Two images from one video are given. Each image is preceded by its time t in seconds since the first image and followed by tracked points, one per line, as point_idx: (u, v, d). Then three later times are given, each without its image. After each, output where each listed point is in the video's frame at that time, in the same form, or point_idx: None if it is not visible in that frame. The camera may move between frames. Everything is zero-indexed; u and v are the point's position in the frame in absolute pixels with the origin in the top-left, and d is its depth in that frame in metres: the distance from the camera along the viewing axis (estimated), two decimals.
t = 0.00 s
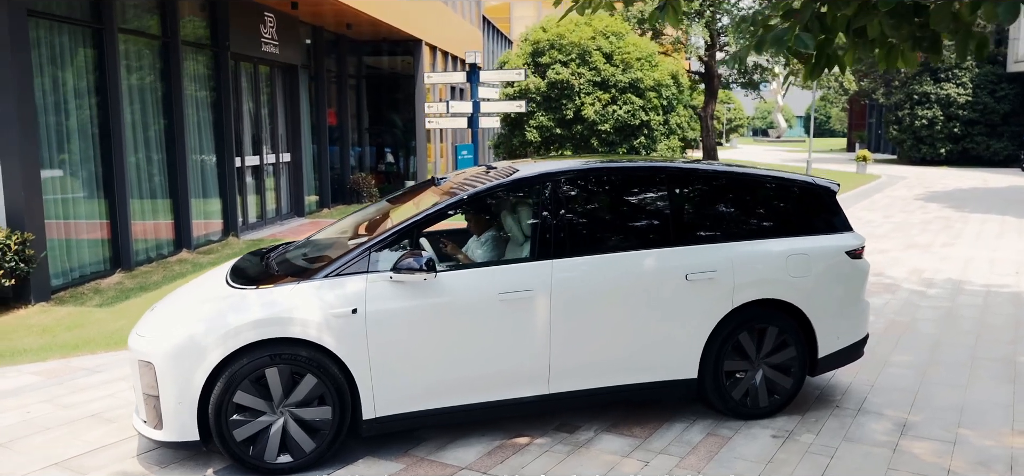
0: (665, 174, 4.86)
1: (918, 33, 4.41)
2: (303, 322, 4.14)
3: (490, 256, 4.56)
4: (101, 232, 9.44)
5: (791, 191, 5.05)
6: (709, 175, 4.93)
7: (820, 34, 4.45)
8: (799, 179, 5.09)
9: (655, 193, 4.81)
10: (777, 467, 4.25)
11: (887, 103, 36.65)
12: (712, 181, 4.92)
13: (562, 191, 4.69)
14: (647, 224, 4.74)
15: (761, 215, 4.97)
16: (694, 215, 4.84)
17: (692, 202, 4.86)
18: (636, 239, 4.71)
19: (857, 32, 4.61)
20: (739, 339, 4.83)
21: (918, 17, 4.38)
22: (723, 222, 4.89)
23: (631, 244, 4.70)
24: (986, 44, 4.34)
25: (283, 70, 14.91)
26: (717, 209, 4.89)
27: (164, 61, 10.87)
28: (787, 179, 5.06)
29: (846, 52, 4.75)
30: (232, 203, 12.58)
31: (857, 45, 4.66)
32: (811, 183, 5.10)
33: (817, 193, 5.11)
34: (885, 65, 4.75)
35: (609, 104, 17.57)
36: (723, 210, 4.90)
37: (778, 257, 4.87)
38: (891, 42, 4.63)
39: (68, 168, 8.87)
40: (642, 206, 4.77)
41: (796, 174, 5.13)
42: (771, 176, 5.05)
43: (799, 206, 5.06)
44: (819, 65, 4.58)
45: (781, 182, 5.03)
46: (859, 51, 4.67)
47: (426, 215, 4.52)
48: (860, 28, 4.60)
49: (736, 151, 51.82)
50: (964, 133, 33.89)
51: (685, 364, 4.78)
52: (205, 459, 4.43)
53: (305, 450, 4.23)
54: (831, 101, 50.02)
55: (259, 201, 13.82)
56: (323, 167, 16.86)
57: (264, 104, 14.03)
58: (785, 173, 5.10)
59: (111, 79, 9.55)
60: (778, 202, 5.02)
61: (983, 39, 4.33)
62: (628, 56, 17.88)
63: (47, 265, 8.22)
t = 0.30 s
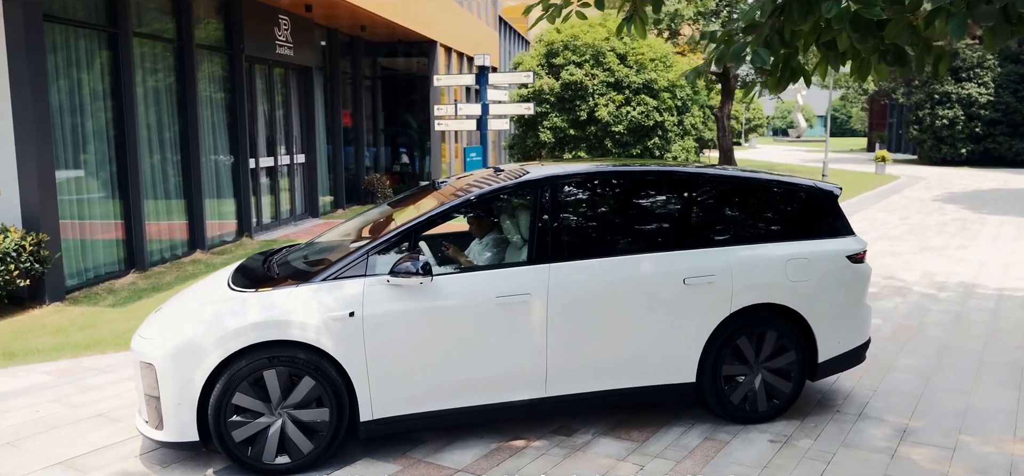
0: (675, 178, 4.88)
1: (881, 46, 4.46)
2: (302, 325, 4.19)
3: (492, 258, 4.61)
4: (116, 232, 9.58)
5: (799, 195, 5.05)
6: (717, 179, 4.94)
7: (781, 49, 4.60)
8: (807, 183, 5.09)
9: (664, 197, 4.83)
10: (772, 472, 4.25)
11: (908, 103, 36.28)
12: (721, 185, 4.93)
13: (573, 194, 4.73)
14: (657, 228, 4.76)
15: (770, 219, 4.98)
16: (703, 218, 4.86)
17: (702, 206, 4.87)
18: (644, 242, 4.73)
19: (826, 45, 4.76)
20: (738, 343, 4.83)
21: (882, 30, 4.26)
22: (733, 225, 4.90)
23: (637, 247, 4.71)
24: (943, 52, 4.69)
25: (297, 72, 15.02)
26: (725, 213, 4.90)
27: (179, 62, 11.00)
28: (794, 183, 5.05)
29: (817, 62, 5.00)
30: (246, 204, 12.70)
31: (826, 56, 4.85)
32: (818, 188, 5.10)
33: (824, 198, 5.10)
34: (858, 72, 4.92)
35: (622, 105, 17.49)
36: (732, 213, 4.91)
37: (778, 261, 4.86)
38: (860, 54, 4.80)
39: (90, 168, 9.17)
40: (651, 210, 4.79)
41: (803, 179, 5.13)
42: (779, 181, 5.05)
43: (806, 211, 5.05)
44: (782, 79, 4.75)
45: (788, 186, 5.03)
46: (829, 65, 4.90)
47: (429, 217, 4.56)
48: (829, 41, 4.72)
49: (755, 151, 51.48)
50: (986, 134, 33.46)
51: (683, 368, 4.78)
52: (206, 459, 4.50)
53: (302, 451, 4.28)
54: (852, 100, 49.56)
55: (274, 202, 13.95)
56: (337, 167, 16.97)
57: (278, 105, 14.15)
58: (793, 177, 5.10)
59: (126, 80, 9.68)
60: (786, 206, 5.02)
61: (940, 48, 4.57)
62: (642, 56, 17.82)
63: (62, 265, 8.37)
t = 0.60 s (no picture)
0: (687, 182, 4.89)
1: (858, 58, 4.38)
2: (304, 327, 4.24)
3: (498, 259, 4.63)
4: (134, 232, 9.72)
5: (809, 200, 5.05)
6: (729, 183, 4.95)
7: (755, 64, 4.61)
8: (817, 188, 5.08)
9: (675, 200, 4.85)
10: None
11: (933, 102, 35.80)
12: (732, 188, 4.93)
13: (585, 196, 4.77)
14: (669, 231, 4.78)
15: (781, 222, 4.98)
16: (715, 222, 4.87)
17: (714, 208, 4.88)
18: (656, 245, 4.76)
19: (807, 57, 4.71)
20: (741, 348, 4.82)
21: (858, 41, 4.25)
22: (744, 229, 4.91)
23: (648, 249, 4.74)
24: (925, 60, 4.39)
25: (314, 73, 15.13)
26: (736, 216, 4.91)
27: (198, 64, 11.13)
28: (804, 187, 5.05)
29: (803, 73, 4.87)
30: (263, 205, 12.83)
31: (810, 69, 4.75)
32: (828, 193, 5.09)
33: (832, 203, 5.09)
34: (841, 85, 4.79)
35: (639, 106, 17.42)
36: (743, 216, 4.92)
37: (782, 266, 4.84)
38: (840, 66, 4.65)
39: (112, 168, 9.35)
40: (663, 213, 4.81)
41: (813, 182, 5.12)
42: (789, 185, 5.04)
43: (816, 215, 5.05)
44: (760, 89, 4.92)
45: (798, 191, 5.03)
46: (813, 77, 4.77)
47: (436, 217, 4.60)
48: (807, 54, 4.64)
49: (777, 151, 51.05)
50: (1013, 134, 32.96)
51: (685, 372, 4.78)
52: (211, 458, 4.57)
53: (305, 451, 4.34)
54: (876, 100, 48.99)
55: (291, 202, 14.09)
56: (354, 167, 17.08)
57: (296, 106, 14.28)
58: (803, 181, 5.09)
59: (145, 81, 9.80)
60: (796, 210, 5.01)
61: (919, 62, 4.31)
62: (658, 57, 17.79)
63: (81, 265, 8.52)
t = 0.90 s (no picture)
0: (700, 185, 4.89)
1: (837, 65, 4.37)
2: (308, 328, 4.29)
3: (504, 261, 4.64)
4: (153, 231, 9.86)
5: (821, 203, 5.01)
6: (742, 186, 4.93)
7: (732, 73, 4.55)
8: (828, 192, 5.05)
9: (688, 203, 4.84)
10: None
11: (960, 102, 35.25)
12: (744, 192, 4.92)
13: (599, 199, 4.78)
14: (682, 234, 4.78)
15: (794, 226, 4.95)
16: (729, 225, 4.86)
17: (727, 212, 4.88)
18: (669, 248, 4.75)
19: (792, 65, 4.67)
20: (746, 352, 4.80)
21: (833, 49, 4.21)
22: (756, 232, 4.89)
23: (660, 253, 4.74)
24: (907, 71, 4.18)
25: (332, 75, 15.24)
26: (748, 220, 4.89)
27: (218, 67, 11.27)
28: (815, 191, 5.02)
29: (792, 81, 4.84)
30: (281, 205, 12.95)
31: (797, 78, 4.72)
32: (839, 197, 5.06)
33: (843, 207, 5.05)
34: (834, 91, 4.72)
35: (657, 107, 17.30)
36: (754, 220, 4.90)
37: (788, 270, 4.81)
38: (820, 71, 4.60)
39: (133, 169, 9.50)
40: (677, 216, 4.81)
41: (825, 186, 5.08)
42: (802, 188, 5.02)
43: (829, 219, 5.01)
44: (747, 97, 4.90)
45: (810, 194, 5.00)
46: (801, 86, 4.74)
47: (446, 217, 4.62)
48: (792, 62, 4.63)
49: (802, 152, 50.53)
50: None
51: (689, 376, 4.77)
52: (218, 456, 4.64)
53: (308, 450, 4.39)
54: (903, 100, 48.33)
55: (309, 202, 14.21)
56: (373, 167, 17.18)
57: (314, 107, 14.40)
58: (815, 185, 5.06)
59: (164, 82, 9.92)
60: (809, 214, 4.98)
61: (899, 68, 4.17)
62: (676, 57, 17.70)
63: (101, 264, 8.65)
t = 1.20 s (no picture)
0: (711, 187, 4.86)
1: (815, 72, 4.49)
2: (309, 328, 4.32)
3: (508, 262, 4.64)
4: (170, 230, 9.97)
5: (833, 207, 4.96)
6: (755, 189, 4.90)
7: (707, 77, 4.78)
8: (840, 196, 4.99)
9: (699, 205, 4.81)
10: None
11: (988, 102, 34.67)
12: (757, 195, 4.88)
13: (612, 201, 4.77)
14: (696, 236, 4.76)
15: (806, 229, 4.90)
16: (741, 229, 4.82)
17: (739, 215, 4.84)
18: (682, 251, 4.74)
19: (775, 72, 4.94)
20: (750, 357, 4.76)
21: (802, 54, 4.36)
22: (768, 235, 4.85)
23: (672, 255, 4.72)
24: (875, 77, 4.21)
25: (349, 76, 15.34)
26: (760, 223, 4.85)
27: (235, 68, 11.37)
28: (827, 194, 4.96)
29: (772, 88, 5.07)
30: (297, 205, 13.04)
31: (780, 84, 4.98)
32: (851, 200, 5.01)
33: (855, 210, 5.00)
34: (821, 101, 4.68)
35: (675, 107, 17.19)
36: (766, 223, 4.86)
37: (794, 274, 4.76)
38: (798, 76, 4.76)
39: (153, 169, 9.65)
40: (689, 218, 4.78)
41: (836, 190, 5.03)
42: (814, 192, 4.97)
43: (841, 222, 4.96)
44: (726, 102, 5.18)
45: (823, 197, 4.95)
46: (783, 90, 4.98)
47: (454, 217, 4.63)
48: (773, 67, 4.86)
49: (826, 153, 49.94)
50: None
51: (691, 380, 4.74)
52: (222, 454, 4.69)
53: (310, 450, 4.43)
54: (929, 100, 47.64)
55: (325, 202, 14.31)
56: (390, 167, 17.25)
57: (331, 108, 14.50)
58: (826, 188, 5.01)
59: (181, 84, 10.03)
60: (822, 217, 4.94)
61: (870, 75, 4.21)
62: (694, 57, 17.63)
63: (118, 262, 8.76)
